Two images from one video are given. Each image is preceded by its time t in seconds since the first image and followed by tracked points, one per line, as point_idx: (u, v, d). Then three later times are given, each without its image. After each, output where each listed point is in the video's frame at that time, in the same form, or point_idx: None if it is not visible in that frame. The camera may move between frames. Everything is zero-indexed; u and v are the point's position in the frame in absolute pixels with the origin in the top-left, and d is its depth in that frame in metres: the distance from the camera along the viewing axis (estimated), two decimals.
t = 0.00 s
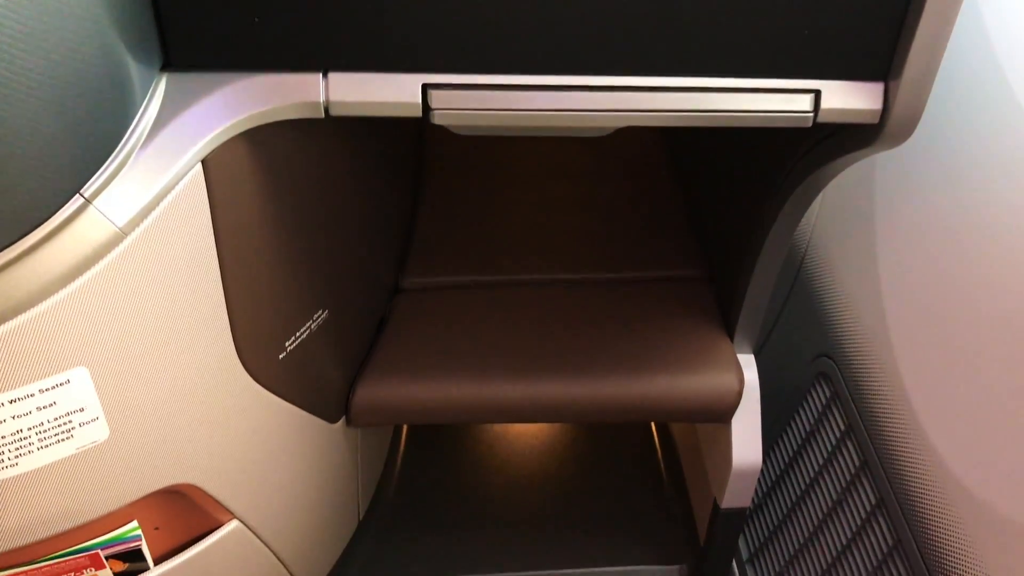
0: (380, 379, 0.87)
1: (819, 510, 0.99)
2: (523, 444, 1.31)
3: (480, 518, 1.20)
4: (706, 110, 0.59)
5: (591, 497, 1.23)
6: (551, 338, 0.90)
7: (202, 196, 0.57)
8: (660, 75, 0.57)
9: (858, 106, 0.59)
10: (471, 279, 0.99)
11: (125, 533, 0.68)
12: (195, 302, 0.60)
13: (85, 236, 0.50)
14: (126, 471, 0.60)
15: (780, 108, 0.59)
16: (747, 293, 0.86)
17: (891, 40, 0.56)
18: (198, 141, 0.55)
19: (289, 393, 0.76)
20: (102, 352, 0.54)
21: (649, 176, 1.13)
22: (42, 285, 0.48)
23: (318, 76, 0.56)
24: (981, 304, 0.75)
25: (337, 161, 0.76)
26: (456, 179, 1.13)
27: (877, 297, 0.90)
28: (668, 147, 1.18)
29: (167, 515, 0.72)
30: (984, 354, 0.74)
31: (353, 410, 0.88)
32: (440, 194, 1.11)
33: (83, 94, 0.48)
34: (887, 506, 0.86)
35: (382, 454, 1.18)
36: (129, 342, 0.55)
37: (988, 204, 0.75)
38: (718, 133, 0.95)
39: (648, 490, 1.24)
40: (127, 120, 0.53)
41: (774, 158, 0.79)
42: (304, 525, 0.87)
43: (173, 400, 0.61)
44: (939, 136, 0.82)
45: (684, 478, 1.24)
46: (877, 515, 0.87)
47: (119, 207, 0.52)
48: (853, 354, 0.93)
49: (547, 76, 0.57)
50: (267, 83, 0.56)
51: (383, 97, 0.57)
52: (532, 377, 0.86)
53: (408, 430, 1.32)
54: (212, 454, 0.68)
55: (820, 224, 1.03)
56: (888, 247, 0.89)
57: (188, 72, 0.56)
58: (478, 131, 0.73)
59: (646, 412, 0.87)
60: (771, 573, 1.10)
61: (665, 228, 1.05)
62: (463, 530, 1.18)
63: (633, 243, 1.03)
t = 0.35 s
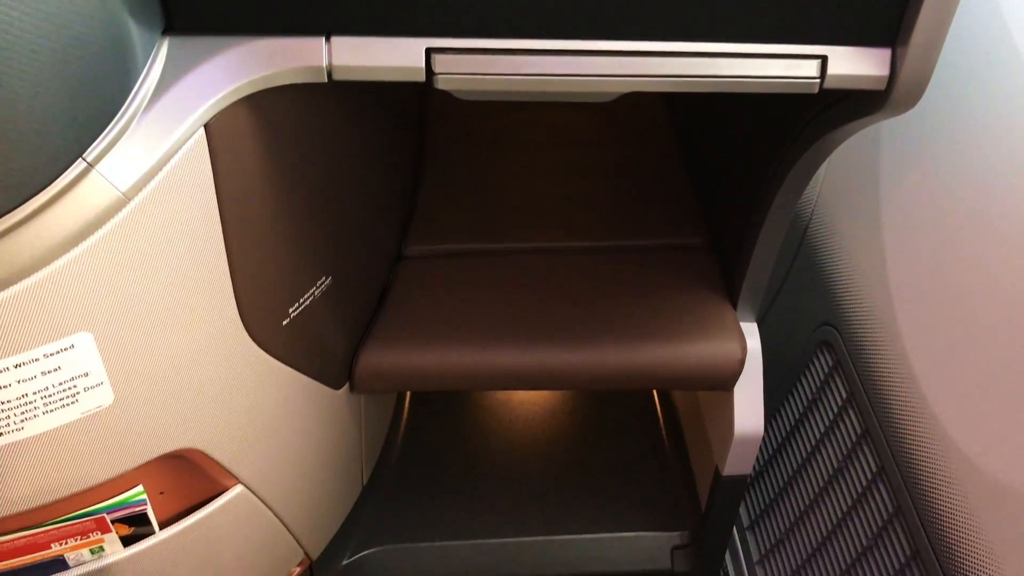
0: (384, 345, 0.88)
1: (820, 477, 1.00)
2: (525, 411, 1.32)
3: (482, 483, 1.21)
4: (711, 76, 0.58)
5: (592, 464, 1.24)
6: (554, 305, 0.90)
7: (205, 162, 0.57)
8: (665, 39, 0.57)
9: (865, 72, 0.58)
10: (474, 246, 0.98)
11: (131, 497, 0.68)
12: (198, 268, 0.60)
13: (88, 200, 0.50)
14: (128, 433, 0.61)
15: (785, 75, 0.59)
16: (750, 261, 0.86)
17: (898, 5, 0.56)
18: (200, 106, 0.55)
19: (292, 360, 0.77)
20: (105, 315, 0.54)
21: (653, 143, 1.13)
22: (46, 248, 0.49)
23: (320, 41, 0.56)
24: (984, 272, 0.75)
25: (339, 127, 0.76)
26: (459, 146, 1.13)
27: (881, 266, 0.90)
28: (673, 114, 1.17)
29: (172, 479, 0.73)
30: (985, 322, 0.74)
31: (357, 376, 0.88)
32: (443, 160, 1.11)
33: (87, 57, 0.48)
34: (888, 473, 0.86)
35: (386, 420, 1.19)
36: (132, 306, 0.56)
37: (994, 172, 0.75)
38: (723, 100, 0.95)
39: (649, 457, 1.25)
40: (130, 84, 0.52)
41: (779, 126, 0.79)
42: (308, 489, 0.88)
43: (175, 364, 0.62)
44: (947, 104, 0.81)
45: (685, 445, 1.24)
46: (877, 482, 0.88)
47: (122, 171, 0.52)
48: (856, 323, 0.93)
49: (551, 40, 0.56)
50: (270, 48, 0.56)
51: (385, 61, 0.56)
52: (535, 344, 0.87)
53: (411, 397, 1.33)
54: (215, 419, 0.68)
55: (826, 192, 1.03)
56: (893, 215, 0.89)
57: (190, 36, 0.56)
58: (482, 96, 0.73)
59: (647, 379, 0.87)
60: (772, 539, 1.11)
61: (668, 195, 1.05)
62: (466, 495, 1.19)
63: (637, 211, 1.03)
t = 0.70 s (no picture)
0: (387, 313, 0.87)
1: (823, 447, 1.00)
2: (528, 381, 1.32)
3: (486, 451, 1.21)
4: (721, 42, 0.58)
5: (595, 432, 1.24)
6: (558, 274, 0.90)
7: (207, 128, 0.57)
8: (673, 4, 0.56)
9: (874, 38, 0.58)
10: (478, 215, 0.98)
11: (135, 464, 0.69)
12: (201, 234, 0.60)
13: (92, 165, 0.50)
14: (130, 398, 0.61)
15: (793, 41, 0.58)
16: (755, 231, 0.86)
17: None
18: (202, 70, 0.54)
19: (296, 328, 0.76)
20: (107, 282, 0.54)
21: (659, 111, 1.12)
22: (49, 214, 0.49)
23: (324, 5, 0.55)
24: (990, 242, 0.74)
25: (342, 93, 0.75)
26: (463, 114, 1.12)
27: (887, 235, 0.89)
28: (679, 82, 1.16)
29: (177, 447, 0.73)
30: (991, 292, 0.74)
31: (361, 344, 0.88)
32: (447, 128, 1.10)
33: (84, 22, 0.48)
34: (892, 443, 0.86)
35: (390, 388, 1.19)
36: (135, 272, 0.56)
37: (1004, 142, 0.74)
38: (730, 67, 0.94)
39: (652, 426, 1.25)
40: (130, 49, 0.52)
41: (787, 93, 0.78)
42: (313, 457, 0.88)
43: (178, 331, 0.62)
44: (962, 73, 0.80)
45: (688, 415, 1.25)
46: (881, 452, 0.88)
47: (124, 136, 0.51)
48: (861, 292, 0.93)
49: (558, 4, 0.56)
50: (271, 13, 0.55)
51: (389, 25, 0.56)
52: (538, 313, 0.87)
53: (415, 365, 1.33)
54: (217, 386, 0.69)
55: (832, 161, 1.02)
56: (899, 184, 0.88)
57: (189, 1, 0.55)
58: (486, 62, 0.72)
59: (651, 348, 0.87)
60: (775, 508, 1.11)
61: (674, 164, 1.04)
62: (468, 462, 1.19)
63: (643, 179, 1.02)
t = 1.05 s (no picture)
0: (388, 284, 0.87)
1: (824, 417, 1.00)
2: (530, 352, 1.32)
3: (487, 421, 1.21)
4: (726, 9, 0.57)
5: (596, 403, 1.24)
6: (559, 245, 0.90)
7: (206, 97, 0.56)
8: None
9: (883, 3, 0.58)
10: (479, 186, 0.98)
11: (138, 435, 0.69)
12: (199, 206, 0.60)
13: (88, 135, 0.50)
14: (131, 369, 0.61)
15: (795, 9, 0.58)
16: (757, 200, 0.85)
17: None
18: (200, 39, 0.54)
19: (296, 299, 0.76)
20: (107, 253, 0.54)
21: (661, 80, 1.11)
22: (46, 185, 0.49)
23: None
24: (994, 211, 0.74)
25: (341, 62, 0.75)
26: (464, 82, 1.11)
27: (889, 205, 0.89)
28: (682, 51, 1.15)
29: (179, 418, 0.73)
30: (993, 262, 0.74)
31: (361, 315, 0.88)
32: (447, 97, 1.09)
33: None
34: (892, 413, 0.86)
35: (391, 359, 1.19)
36: (135, 243, 0.56)
37: (1011, 110, 0.74)
38: (734, 35, 0.93)
39: (653, 397, 1.25)
40: (128, 17, 0.52)
41: (791, 61, 0.77)
42: (315, 427, 0.89)
43: (178, 302, 0.62)
44: (971, 41, 0.80)
45: (689, 385, 1.25)
46: (882, 422, 0.88)
47: (122, 107, 0.51)
48: (863, 262, 0.93)
49: None
50: None
51: None
52: (539, 284, 0.86)
53: (415, 336, 1.33)
54: (218, 357, 0.69)
55: (835, 131, 1.01)
56: (902, 153, 0.88)
57: None
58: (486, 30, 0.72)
59: (653, 319, 0.87)
60: (775, 478, 1.12)
61: (676, 133, 1.04)
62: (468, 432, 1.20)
63: (644, 149, 1.01)
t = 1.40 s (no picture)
0: (389, 264, 0.87)
1: (825, 394, 1.00)
2: (532, 329, 1.32)
3: (488, 399, 1.22)
4: None
5: (598, 381, 1.25)
6: (559, 223, 0.90)
7: (205, 77, 0.56)
8: None
9: None
10: (479, 164, 0.97)
11: (141, 415, 0.69)
12: (199, 186, 0.60)
13: (87, 116, 0.50)
14: (132, 349, 0.61)
15: None
16: (758, 177, 0.85)
17: None
18: (197, 19, 0.53)
19: (297, 280, 0.76)
20: (107, 234, 0.54)
21: (662, 56, 1.11)
22: (46, 166, 0.49)
23: None
24: (994, 187, 0.74)
25: (340, 40, 0.74)
26: (464, 60, 1.11)
27: (890, 182, 0.89)
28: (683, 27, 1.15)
29: (182, 398, 0.73)
30: (994, 238, 0.73)
31: (362, 294, 0.89)
32: (447, 75, 1.09)
33: None
34: (893, 389, 0.86)
35: (392, 339, 1.19)
36: (135, 224, 0.56)
37: (1011, 85, 0.73)
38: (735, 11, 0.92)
39: (654, 375, 1.25)
40: None
41: (792, 36, 0.77)
42: (316, 407, 0.89)
43: (178, 282, 0.62)
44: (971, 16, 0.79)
45: (689, 363, 1.25)
46: (883, 399, 0.88)
47: (121, 87, 0.51)
48: (864, 239, 0.93)
49: None
50: None
51: None
52: (539, 262, 0.86)
53: (416, 316, 1.33)
54: (218, 338, 0.69)
55: (836, 108, 1.01)
56: (903, 130, 0.87)
57: None
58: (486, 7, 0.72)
59: (654, 296, 0.87)
60: (776, 455, 1.12)
61: (676, 110, 1.03)
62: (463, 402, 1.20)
63: (644, 127, 1.01)
